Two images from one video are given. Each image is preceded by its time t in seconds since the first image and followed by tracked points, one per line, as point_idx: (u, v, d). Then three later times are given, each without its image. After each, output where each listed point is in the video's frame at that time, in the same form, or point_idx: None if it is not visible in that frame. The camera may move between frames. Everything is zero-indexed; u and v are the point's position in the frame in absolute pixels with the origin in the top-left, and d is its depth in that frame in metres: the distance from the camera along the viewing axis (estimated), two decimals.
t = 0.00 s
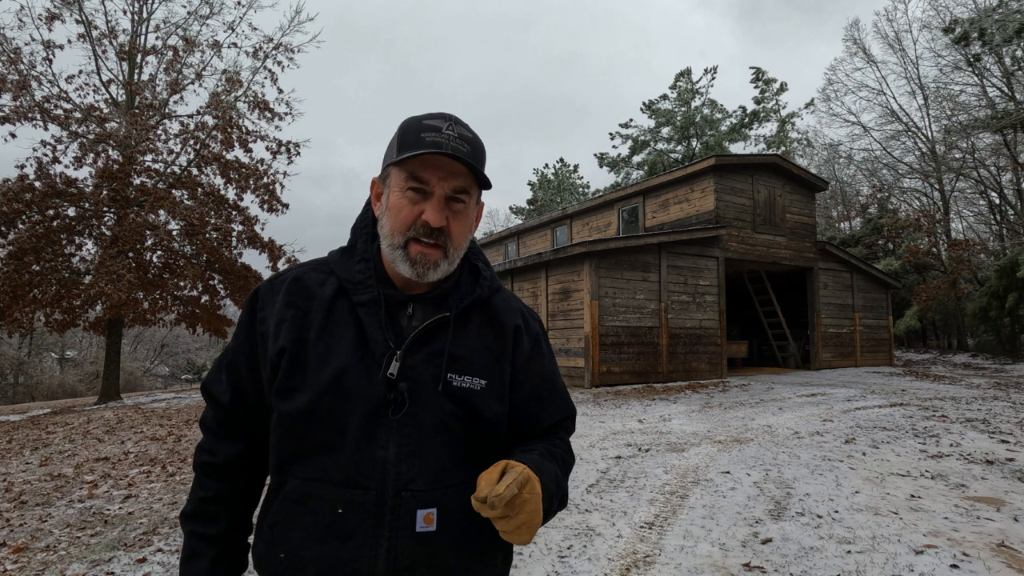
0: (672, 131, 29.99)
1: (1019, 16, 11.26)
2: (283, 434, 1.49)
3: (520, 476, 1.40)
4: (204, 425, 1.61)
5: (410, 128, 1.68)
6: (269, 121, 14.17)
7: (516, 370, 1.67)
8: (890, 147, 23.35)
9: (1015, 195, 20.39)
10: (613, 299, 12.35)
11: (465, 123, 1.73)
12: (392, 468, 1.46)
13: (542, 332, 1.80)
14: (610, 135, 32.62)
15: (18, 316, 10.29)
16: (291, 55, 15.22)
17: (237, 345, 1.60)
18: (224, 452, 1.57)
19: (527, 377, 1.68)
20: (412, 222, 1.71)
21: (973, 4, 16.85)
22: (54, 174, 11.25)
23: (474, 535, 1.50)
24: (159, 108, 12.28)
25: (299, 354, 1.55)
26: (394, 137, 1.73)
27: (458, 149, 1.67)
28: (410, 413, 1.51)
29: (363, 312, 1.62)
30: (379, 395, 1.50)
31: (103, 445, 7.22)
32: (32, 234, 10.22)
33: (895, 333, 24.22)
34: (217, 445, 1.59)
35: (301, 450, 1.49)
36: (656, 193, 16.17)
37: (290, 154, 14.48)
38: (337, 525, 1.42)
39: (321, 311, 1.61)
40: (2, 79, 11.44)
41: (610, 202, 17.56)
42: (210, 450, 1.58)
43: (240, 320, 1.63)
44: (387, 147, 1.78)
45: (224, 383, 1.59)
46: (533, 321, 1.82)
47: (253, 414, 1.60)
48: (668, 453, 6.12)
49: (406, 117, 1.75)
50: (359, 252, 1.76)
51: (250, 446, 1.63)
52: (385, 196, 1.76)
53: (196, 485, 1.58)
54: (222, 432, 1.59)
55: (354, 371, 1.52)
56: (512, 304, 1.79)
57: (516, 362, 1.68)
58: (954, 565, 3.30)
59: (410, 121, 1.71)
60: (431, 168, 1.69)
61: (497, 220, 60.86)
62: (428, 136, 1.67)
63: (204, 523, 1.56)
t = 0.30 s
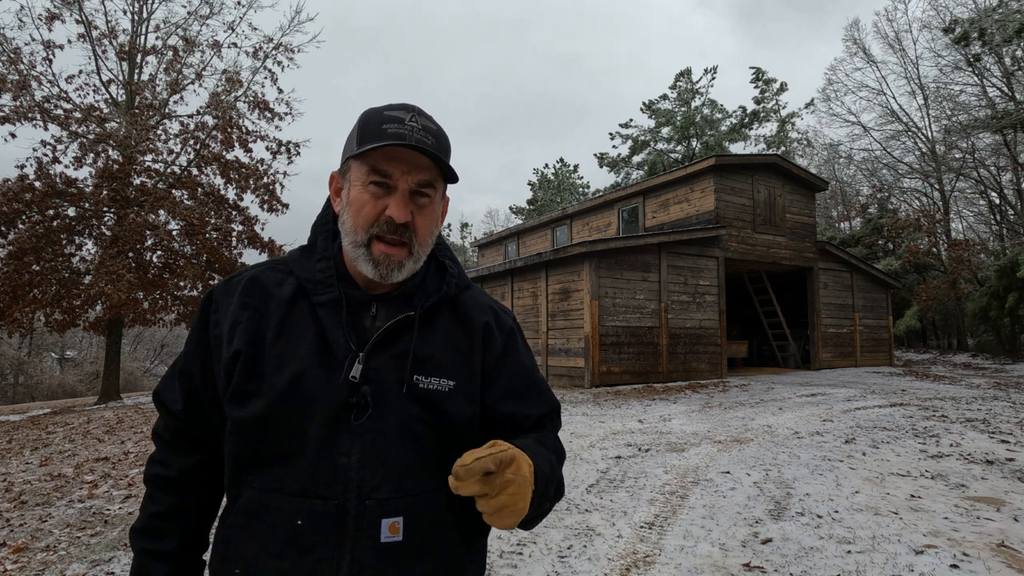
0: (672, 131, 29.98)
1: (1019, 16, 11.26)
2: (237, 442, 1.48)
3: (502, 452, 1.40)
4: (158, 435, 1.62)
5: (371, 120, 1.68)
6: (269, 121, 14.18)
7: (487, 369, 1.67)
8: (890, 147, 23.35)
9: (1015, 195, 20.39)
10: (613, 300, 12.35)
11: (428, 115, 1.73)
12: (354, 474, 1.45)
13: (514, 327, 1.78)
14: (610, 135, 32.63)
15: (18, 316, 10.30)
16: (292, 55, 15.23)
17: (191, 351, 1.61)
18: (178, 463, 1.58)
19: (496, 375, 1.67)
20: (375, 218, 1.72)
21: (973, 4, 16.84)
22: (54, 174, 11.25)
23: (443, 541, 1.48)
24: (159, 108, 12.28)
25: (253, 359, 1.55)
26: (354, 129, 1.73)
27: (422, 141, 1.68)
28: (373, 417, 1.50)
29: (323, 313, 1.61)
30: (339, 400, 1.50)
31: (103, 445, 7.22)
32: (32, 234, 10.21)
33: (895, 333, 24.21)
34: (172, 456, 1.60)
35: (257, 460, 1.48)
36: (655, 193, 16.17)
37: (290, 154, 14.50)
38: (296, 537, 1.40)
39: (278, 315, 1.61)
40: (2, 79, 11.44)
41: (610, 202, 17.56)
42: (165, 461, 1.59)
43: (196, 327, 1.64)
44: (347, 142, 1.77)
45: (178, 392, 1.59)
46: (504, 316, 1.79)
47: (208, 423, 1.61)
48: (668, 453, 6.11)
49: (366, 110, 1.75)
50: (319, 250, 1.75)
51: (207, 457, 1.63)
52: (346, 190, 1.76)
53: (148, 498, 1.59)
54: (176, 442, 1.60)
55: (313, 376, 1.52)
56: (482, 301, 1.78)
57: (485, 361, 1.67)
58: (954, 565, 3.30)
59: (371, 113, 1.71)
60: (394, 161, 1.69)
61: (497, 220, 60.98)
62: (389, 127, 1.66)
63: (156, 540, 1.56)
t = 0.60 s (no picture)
0: (672, 131, 29.99)
1: (1019, 16, 11.26)
2: (211, 436, 1.48)
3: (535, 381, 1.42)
4: (144, 433, 1.64)
5: (362, 113, 1.70)
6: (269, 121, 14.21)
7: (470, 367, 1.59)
8: (890, 147, 23.37)
9: (1015, 195, 20.39)
10: (613, 299, 12.35)
11: (418, 112, 1.74)
12: (322, 475, 1.39)
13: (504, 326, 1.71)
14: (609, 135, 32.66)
15: (18, 316, 10.31)
16: (292, 55, 15.26)
17: (177, 348, 1.64)
18: (161, 460, 1.60)
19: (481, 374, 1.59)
20: (361, 212, 1.71)
21: (973, 4, 16.84)
22: (54, 174, 11.25)
23: (416, 549, 1.40)
24: (159, 109, 12.29)
25: (228, 354, 1.55)
26: (345, 121, 1.74)
27: (412, 134, 1.68)
28: (345, 416, 1.44)
29: (302, 308, 1.60)
30: (313, 396, 1.46)
31: (103, 445, 7.22)
32: (32, 234, 10.20)
33: (895, 333, 24.22)
34: (156, 452, 1.61)
35: (230, 456, 1.47)
36: (655, 193, 16.17)
37: (290, 154, 14.53)
38: (264, 537, 1.37)
39: (256, 310, 1.61)
40: (2, 79, 11.44)
41: (610, 202, 17.57)
42: (150, 457, 1.61)
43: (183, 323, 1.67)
44: (336, 136, 1.79)
45: (163, 389, 1.62)
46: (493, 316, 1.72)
47: (190, 420, 1.62)
48: (668, 453, 6.11)
49: (357, 104, 1.77)
50: (305, 248, 1.77)
51: (191, 455, 1.64)
52: (333, 183, 1.76)
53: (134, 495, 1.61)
54: (161, 438, 1.61)
55: (286, 371, 1.49)
56: (468, 301, 1.72)
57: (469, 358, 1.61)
58: (954, 565, 3.30)
59: (362, 108, 1.72)
60: (382, 154, 1.70)
61: (497, 220, 60.97)
62: (379, 120, 1.68)
63: (139, 536, 1.58)
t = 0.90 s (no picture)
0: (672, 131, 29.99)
1: (1019, 16, 11.26)
2: (199, 426, 1.48)
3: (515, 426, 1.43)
4: (139, 423, 1.65)
5: (369, 106, 1.71)
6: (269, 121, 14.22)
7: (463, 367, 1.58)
8: (890, 147, 23.38)
9: (1015, 195, 20.39)
10: (613, 299, 12.36)
11: (425, 108, 1.75)
12: (307, 470, 1.39)
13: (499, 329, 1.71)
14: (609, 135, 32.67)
15: (18, 316, 10.32)
16: (292, 55, 15.27)
17: (173, 338, 1.65)
18: (153, 452, 1.60)
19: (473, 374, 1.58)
20: (363, 203, 1.72)
21: (973, 4, 16.83)
22: (54, 174, 11.25)
23: (400, 550, 1.39)
24: (159, 109, 12.30)
25: (220, 346, 1.55)
26: (353, 114, 1.75)
27: (417, 129, 1.69)
28: (333, 410, 1.44)
29: (296, 302, 1.61)
30: (303, 390, 1.46)
31: (103, 445, 7.23)
32: (32, 234, 10.20)
33: (895, 333, 24.21)
34: (149, 443, 1.62)
35: (217, 450, 1.47)
36: (655, 193, 16.16)
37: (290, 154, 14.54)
38: (245, 533, 1.36)
39: (249, 301, 1.61)
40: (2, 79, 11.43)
41: (610, 202, 17.57)
42: (141, 449, 1.62)
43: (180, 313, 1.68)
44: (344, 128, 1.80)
45: (157, 379, 1.62)
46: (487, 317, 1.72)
47: (182, 412, 1.62)
48: (669, 453, 6.11)
49: (365, 98, 1.78)
50: (303, 242, 1.78)
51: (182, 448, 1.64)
52: (337, 174, 1.77)
53: (125, 486, 1.61)
54: (154, 429, 1.62)
55: (276, 365, 1.49)
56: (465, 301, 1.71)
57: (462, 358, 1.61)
58: (954, 565, 3.30)
59: (370, 102, 1.74)
60: (386, 147, 1.70)
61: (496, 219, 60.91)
62: (385, 114, 1.68)
63: (126, 529, 1.58)
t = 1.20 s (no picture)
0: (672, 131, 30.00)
1: (1019, 16, 11.25)
2: (203, 424, 1.48)
3: (520, 435, 1.43)
4: (135, 419, 1.64)
5: (388, 107, 1.71)
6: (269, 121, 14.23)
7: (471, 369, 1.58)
8: (890, 147, 23.40)
9: (1015, 195, 20.39)
10: (613, 300, 12.35)
11: (442, 113, 1.76)
12: (317, 471, 1.39)
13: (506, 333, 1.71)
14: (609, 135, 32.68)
15: (18, 316, 10.32)
16: (292, 55, 15.28)
17: (174, 334, 1.64)
18: (150, 450, 1.59)
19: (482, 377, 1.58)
20: (376, 204, 1.71)
21: (974, 4, 16.82)
22: (54, 174, 11.25)
23: (408, 553, 1.40)
24: (159, 109, 12.30)
25: (225, 343, 1.55)
26: (370, 114, 1.75)
27: (435, 134, 1.70)
28: (342, 410, 1.44)
29: (304, 300, 1.60)
30: (311, 389, 1.46)
31: (103, 445, 7.23)
32: (32, 234, 10.20)
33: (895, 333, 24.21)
34: (145, 442, 1.61)
35: (220, 449, 1.46)
36: (655, 193, 16.17)
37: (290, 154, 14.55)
38: (252, 535, 1.36)
39: (255, 300, 1.61)
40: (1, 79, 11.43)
41: (610, 202, 17.57)
42: (137, 447, 1.61)
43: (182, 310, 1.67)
44: (359, 126, 1.79)
45: (157, 376, 1.61)
46: (494, 320, 1.72)
47: (182, 410, 1.61)
48: (669, 453, 6.11)
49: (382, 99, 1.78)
50: (310, 240, 1.77)
51: (179, 446, 1.63)
52: (351, 173, 1.76)
53: (121, 484, 1.61)
54: (151, 427, 1.61)
55: (283, 365, 1.49)
56: (473, 306, 1.72)
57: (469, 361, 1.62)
58: (954, 565, 3.30)
59: (388, 103, 1.74)
60: (403, 149, 1.71)
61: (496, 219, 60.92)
62: (403, 116, 1.69)
63: (121, 529, 1.58)
